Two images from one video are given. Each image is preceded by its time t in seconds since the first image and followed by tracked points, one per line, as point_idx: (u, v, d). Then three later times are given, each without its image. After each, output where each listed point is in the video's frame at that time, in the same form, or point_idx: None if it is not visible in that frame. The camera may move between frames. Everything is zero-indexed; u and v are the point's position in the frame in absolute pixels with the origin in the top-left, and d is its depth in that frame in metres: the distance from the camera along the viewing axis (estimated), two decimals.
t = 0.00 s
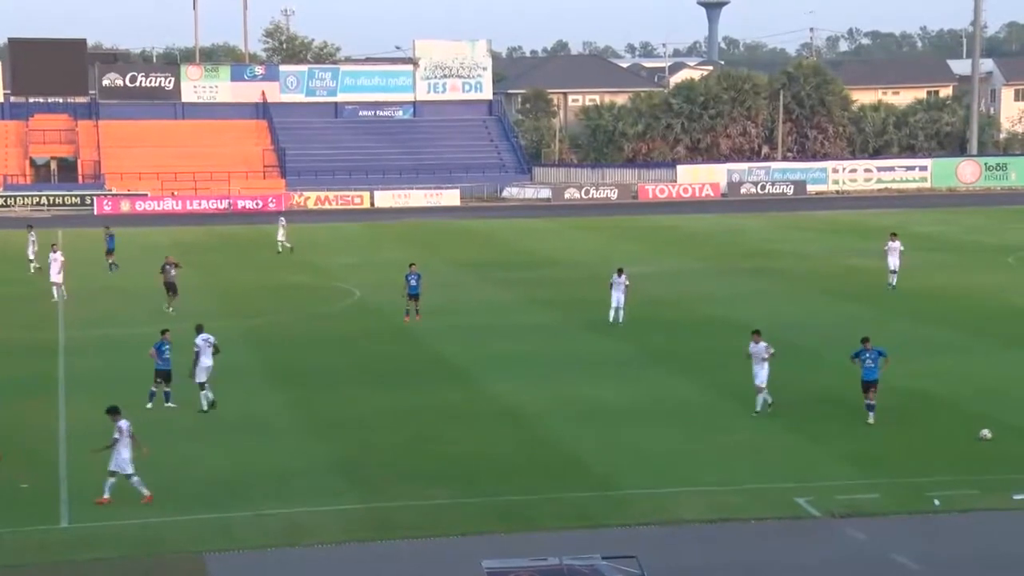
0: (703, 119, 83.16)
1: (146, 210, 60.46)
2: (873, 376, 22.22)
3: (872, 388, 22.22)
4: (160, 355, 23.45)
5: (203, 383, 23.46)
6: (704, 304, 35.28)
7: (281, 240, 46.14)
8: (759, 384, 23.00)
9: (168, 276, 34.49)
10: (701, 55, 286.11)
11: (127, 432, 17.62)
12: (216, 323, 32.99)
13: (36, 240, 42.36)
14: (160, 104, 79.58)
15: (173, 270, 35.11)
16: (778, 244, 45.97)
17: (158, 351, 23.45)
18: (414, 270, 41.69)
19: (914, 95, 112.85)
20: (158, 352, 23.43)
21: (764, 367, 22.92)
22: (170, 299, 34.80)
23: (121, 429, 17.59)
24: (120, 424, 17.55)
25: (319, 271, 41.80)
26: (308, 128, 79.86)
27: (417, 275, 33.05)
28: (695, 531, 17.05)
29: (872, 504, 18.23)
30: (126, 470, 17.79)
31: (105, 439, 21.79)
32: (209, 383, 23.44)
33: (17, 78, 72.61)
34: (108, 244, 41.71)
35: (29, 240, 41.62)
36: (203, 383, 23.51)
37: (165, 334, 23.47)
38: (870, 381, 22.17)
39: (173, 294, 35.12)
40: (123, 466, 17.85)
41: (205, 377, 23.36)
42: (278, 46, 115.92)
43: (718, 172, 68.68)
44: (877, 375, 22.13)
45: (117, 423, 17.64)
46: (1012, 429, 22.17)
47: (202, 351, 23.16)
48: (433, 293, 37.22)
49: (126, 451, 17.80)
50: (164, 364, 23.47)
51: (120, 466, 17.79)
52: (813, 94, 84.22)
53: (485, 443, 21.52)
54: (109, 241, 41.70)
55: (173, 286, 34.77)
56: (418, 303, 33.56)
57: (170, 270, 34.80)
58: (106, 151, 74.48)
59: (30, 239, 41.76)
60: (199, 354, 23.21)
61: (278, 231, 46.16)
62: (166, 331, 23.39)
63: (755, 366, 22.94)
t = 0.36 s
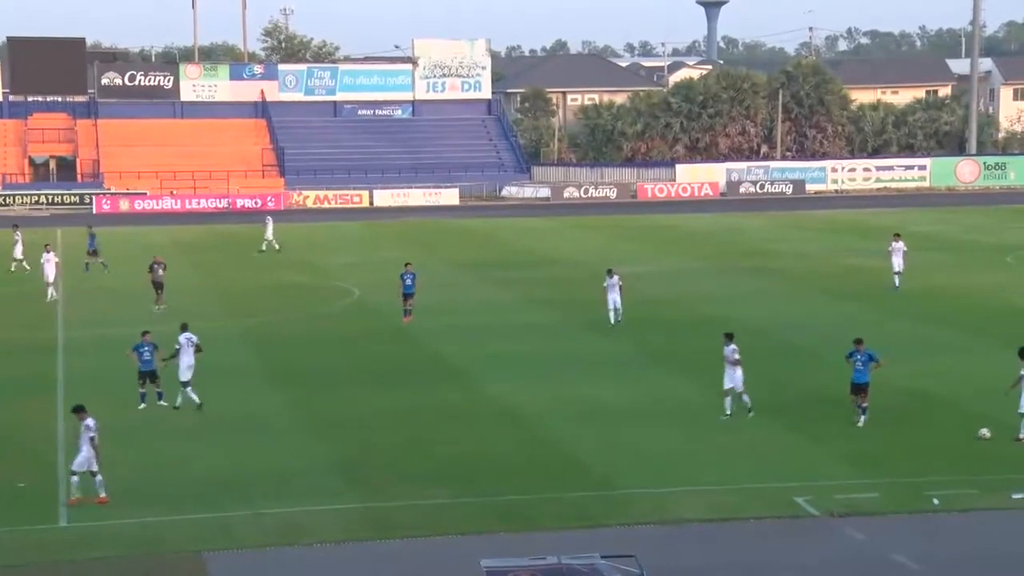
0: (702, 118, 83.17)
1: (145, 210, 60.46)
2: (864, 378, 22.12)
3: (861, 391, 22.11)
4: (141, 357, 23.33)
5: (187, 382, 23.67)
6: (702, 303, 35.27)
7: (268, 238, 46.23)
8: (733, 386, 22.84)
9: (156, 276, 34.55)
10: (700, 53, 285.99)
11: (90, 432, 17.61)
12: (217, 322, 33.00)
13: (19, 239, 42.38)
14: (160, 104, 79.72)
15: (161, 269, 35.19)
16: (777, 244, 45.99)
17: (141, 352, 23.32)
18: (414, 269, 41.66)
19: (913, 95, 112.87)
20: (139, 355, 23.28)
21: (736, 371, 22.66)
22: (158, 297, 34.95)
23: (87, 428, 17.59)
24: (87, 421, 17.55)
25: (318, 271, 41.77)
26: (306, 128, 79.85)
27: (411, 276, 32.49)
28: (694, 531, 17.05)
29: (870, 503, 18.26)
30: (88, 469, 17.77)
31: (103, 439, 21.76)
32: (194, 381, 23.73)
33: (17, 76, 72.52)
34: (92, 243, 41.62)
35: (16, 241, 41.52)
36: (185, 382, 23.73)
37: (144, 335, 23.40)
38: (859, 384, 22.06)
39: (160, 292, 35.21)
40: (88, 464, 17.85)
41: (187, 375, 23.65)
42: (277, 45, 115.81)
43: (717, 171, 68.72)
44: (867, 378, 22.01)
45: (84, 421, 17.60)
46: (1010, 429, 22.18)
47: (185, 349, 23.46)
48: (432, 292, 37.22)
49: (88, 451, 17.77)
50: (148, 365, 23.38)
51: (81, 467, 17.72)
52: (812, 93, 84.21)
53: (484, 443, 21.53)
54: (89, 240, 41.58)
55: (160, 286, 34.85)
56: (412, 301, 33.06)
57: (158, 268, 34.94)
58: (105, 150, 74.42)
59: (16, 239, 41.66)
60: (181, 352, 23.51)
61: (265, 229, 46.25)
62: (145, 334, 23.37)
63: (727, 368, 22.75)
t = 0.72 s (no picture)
0: (702, 118, 83.15)
1: (145, 209, 60.48)
2: (856, 380, 21.95)
3: (855, 393, 22.00)
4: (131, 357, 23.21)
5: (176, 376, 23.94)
6: (702, 303, 35.25)
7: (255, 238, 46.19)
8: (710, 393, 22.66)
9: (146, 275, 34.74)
10: (700, 53, 285.90)
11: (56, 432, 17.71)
12: (217, 322, 32.99)
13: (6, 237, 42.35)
14: (160, 103, 79.75)
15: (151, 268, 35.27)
16: (777, 244, 45.94)
17: (131, 353, 23.19)
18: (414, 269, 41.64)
19: (913, 94, 112.86)
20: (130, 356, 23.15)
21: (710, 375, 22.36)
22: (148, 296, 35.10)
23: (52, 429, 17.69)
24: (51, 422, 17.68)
25: (318, 271, 41.75)
26: (306, 127, 79.84)
27: (411, 277, 32.26)
28: (694, 531, 17.04)
29: (870, 503, 18.25)
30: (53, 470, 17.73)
31: (104, 439, 21.75)
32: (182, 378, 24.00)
33: (17, 76, 72.48)
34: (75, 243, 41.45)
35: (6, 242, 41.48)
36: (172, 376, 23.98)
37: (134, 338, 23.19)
38: (852, 386, 21.93)
39: (150, 291, 35.33)
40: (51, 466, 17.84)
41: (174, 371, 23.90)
42: (276, 44, 115.80)
43: (717, 171, 68.74)
44: (859, 381, 21.87)
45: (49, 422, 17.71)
46: (1010, 429, 22.16)
47: (172, 346, 23.65)
48: (432, 292, 37.19)
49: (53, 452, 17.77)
50: (138, 366, 23.27)
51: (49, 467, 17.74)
52: (812, 93, 84.18)
53: (484, 443, 21.52)
54: (75, 239, 41.47)
55: (150, 286, 35.05)
56: (412, 302, 32.86)
57: (148, 267, 35.05)
58: (105, 150, 74.41)
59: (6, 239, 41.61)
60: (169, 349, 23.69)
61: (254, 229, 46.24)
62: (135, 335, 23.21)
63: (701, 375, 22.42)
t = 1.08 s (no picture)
0: (702, 118, 83.14)
1: (144, 209, 60.47)
2: (843, 380, 21.91)
3: (844, 395, 21.94)
4: (121, 359, 23.16)
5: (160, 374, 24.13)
6: (702, 303, 35.21)
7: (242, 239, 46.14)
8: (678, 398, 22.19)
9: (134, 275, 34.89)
10: (700, 54, 285.99)
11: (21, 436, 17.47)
12: (217, 322, 33.01)
13: None
14: (160, 103, 79.73)
15: (139, 268, 35.36)
16: (776, 244, 45.94)
17: (122, 355, 23.15)
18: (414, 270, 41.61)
19: (913, 94, 112.88)
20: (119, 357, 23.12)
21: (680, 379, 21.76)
22: (137, 296, 35.23)
23: (15, 432, 17.42)
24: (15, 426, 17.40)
25: (318, 271, 41.74)
26: (306, 128, 79.86)
27: (414, 280, 31.95)
28: (694, 531, 17.04)
29: (870, 503, 18.25)
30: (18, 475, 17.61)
31: (104, 439, 21.75)
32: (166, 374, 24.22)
33: (17, 77, 72.50)
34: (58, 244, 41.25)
35: None
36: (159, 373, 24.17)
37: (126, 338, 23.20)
38: (841, 388, 21.87)
39: (138, 291, 35.45)
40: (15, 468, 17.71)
41: (159, 369, 24.07)
42: (276, 44, 115.85)
43: (717, 171, 68.77)
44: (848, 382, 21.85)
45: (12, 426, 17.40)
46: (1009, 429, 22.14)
47: (156, 345, 23.91)
48: (432, 292, 37.17)
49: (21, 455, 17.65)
50: (129, 367, 23.24)
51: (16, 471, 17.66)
52: (812, 93, 84.16)
53: (484, 443, 21.52)
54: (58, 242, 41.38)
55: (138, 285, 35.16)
56: (412, 305, 32.67)
57: (135, 267, 35.12)
58: (105, 150, 74.43)
59: None
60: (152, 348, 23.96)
61: (239, 229, 46.16)
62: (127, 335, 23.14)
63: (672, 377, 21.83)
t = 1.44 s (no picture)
0: (693, 118, 83.12)
1: (134, 209, 60.37)
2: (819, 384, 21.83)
3: (820, 398, 21.83)
4: (103, 360, 23.02)
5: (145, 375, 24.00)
6: (693, 303, 35.21)
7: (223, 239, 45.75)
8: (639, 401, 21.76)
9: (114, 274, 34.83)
10: (692, 55, 286.01)
11: None
12: (208, 322, 32.98)
13: None
14: (150, 104, 79.27)
15: (118, 268, 35.27)
16: (767, 244, 45.96)
17: (102, 355, 22.98)
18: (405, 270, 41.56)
19: (903, 95, 113.12)
20: (99, 356, 22.98)
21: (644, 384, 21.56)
22: (114, 296, 35.20)
23: None
24: None
25: (309, 271, 41.69)
26: (298, 128, 79.76)
27: (411, 281, 31.65)
28: (685, 531, 17.05)
29: (860, 502, 18.27)
30: None
31: (94, 440, 21.70)
32: (150, 372, 24.16)
33: (7, 76, 72.69)
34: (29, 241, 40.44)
35: None
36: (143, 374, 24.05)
37: (104, 339, 23.03)
38: (817, 390, 21.77)
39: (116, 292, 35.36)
40: None
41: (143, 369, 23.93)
42: (268, 44, 115.80)
43: (708, 171, 68.89)
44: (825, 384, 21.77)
45: None
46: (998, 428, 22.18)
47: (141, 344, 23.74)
48: (423, 292, 37.14)
49: None
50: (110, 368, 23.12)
51: None
52: (803, 93, 84.17)
53: (476, 443, 21.51)
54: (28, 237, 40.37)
55: (115, 284, 35.14)
56: (412, 306, 32.44)
57: (113, 267, 35.04)
58: (95, 151, 74.32)
59: None
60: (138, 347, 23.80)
61: (218, 228, 45.88)
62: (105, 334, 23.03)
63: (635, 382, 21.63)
